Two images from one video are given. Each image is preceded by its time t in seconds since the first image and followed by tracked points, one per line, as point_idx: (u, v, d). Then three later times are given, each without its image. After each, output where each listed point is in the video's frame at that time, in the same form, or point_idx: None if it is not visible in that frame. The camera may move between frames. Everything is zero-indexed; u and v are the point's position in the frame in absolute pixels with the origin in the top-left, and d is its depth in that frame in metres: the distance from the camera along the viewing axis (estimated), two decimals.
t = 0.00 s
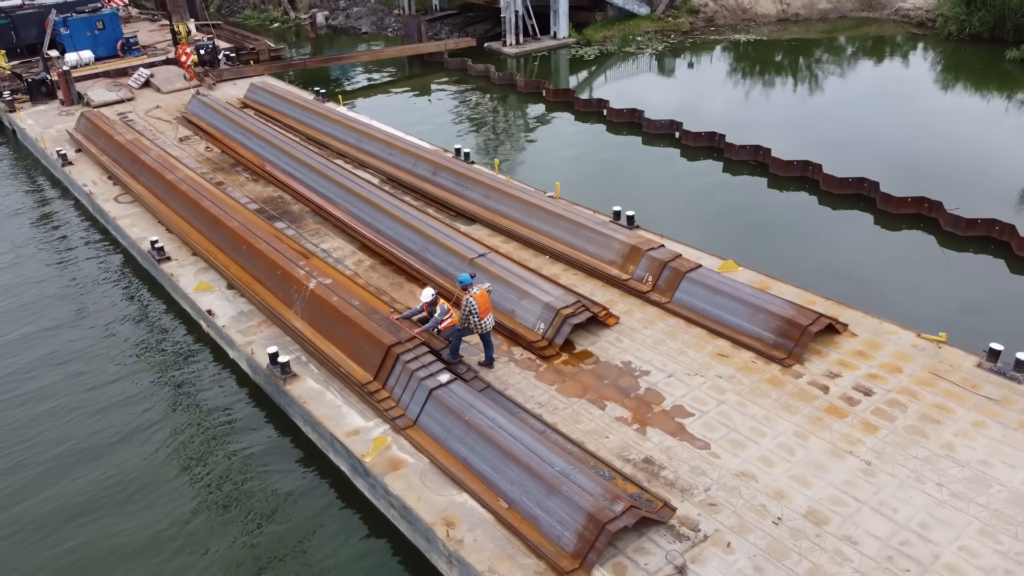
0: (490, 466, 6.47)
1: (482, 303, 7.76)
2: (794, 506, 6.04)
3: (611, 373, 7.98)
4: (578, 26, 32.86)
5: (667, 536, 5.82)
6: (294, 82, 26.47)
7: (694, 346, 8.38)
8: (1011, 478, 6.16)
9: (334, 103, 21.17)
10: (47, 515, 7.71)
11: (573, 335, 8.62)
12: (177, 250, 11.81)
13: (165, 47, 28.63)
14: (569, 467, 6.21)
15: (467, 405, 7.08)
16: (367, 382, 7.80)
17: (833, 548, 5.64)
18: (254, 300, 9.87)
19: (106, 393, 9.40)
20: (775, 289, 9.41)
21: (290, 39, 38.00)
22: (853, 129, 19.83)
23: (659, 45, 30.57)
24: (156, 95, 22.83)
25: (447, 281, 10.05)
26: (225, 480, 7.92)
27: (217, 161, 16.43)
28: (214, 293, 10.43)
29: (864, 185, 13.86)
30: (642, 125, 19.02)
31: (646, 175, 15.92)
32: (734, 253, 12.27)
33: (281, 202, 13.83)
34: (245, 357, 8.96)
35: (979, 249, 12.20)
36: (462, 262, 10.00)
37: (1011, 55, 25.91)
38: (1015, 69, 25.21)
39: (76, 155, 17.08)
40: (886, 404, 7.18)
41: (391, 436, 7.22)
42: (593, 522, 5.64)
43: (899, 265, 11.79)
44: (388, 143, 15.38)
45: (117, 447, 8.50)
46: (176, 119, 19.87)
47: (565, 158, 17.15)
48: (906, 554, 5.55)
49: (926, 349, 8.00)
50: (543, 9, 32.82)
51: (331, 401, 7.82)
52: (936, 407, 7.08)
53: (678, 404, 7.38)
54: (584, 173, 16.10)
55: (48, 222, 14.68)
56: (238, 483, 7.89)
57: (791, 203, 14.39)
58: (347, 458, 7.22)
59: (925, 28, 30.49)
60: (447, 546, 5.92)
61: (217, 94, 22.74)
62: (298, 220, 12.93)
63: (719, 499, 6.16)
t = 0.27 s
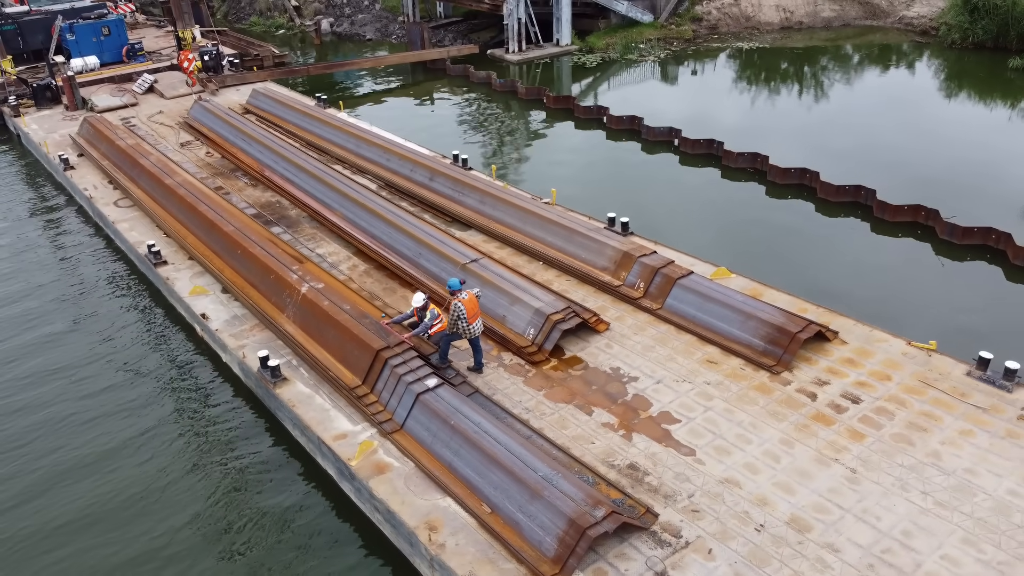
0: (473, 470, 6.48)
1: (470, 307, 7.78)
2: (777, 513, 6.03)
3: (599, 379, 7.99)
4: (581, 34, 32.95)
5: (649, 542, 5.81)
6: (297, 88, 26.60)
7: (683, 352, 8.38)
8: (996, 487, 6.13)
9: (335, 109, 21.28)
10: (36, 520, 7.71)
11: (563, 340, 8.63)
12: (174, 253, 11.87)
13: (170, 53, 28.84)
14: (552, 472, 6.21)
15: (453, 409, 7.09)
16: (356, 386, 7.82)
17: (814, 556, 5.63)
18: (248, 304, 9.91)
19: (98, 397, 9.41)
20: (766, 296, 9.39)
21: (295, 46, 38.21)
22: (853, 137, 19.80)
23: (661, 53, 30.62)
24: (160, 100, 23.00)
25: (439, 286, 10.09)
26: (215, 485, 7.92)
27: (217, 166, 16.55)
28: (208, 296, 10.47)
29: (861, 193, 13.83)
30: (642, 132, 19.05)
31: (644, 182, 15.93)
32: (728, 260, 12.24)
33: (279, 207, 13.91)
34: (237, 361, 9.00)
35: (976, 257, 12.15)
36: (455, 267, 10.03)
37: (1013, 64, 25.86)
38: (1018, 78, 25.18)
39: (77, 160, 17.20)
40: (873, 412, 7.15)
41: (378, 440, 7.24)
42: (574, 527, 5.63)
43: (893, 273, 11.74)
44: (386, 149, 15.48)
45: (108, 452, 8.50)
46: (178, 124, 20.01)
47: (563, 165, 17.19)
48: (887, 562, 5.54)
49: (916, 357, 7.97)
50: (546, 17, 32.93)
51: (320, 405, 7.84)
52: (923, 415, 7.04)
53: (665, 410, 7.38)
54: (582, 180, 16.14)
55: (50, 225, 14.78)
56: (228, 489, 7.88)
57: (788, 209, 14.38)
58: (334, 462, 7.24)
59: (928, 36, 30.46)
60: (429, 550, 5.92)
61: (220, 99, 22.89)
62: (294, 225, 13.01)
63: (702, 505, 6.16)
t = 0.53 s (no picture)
0: (460, 475, 6.49)
1: (461, 313, 7.81)
2: (763, 521, 6.01)
3: (591, 386, 7.99)
4: (588, 42, 33.04)
5: (633, 548, 5.81)
6: (304, 94, 26.79)
7: (676, 360, 8.38)
8: (985, 497, 6.08)
9: (341, 116, 21.44)
10: (30, 523, 7.76)
11: (556, 346, 8.65)
12: (175, 257, 11.97)
13: (179, 59, 29.12)
14: (537, 477, 6.22)
15: (442, 414, 7.10)
16: (347, 390, 7.85)
17: (798, 565, 5.61)
18: (245, 308, 9.98)
19: (96, 402, 9.49)
20: (761, 304, 9.38)
21: (304, 53, 38.50)
22: (857, 146, 19.74)
23: (668, 61, 30.64)
24: (167, 106, 23.23)
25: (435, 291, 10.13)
26: (208, 490, 7.97)
27: (221, 171, 16.71)
28: (207, 300, 10.55)
29: (862, 203, 13.76)
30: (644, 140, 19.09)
31: (645, 189, 15.95)
32: (725, 268, 12.22)
33: (280, 212, 14.01)
34: (232, 364, 9.06)
35: (976, 267, 12.08)
36: (451, 273, 10.07)
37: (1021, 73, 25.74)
38: None
39: (84, 164, 17.38)
40: (864, 421, 7.12)
41: (367, 444, 7.26)
42: (557, 533, 5.64)
43: (890, 283, 11.68)
44: (388, 155, 15.59)
45: (104, 456, 8.57)
46: (185, 129, 20.20)
47: (565, 172, 17.24)
48: (871, 572, 5.51)
49: (909, 366, 7.92)
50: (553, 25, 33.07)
51: (312, 409, 7.88)
52: (914, 425, 7.00)
53: (655, 418, 7.37)
54: (583, 188, 16.18)
55: (56, 229, 14.94)
56: (221, 494, 7.92)
57: (789, 218, 14.35)
58: (324, 465, 7.27)
59: (936, 45, 30.36)
60: (414, 554, 5.94)
61: (227, 105, 23.09)
62: (295, 230, 13.10)
63: (688, 513, 6.15)
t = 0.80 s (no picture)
0: (450, 480, 6.51)
1: (456, 318, 7.84)
2: (751, 530, 6.00)
3: (585, 392, 8.00)
4: (598, 49, 33.08)
5: (620, 555, 5.81)
6: (314, 101, 27.00)
7: (671, 367, 8.37)
8: (977, 509, 6.03)
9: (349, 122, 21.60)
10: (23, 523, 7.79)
11: (552, 352, 8.66)
12: (179, 261, 12.08)
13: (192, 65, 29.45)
14: (526, 482, 6.22)
15: (434, 418, 7.13)
16: (343, 394, 7.90)
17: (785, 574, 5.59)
18: (246, 311, 10.06)
19: (98, 403, 9.56)
20: (760, 312, 9.34)
21: (317, 59, 38.82)
22: (865, 155, 19.62)
23: (678, 69, 30.62)
24: (179, 111, 23.50)
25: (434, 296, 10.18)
26: (203, 493, 7.99)
27: (229, 176, 16.89)
28: (209, 303, 10.64)
29: (867, 212, 13.65)
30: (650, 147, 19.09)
31: (650, 197, 15.95)
32: (725, 275, 12.20)
33: (285, 217, 14.13)
34: (231, 367, 9.14)
35: (981, 277, 11.97)
36: (450, 278, 10.12)
37: None
38: None
39: (95, 168, 17.60)
40: (858, 430, 7.07)
41: (361, 447, 7.30)
42: (543, 539, 5.65)
43: (891, 294, 11.59)
44: (393, 161, 15.69)
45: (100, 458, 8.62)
46: (195, 134, 20.42)
47: (571, 180, 17.27)
48: None
49: (906, 376, 7.85)
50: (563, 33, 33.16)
51: (307, 412, 7.92)
52: (908, 435, 6.95)
53: (648, 425, 7.37)
54: (588, 195, 16.20)
55: (65, 232, 15.12)
56: (214, 498, 7.92)
57: (792, 226, 14.30)
58: (317, 468, 7.31)
59: (948, 55, 30.15)
60: (401, 558, 5.96)
61: (237, 111, 23.32)
62: (299, 235, 13.22)
63: (677, 520, 6.14)
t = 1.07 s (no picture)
0: (441, 484, 6.54)
1: (452, 323, 7.88)
2: (740, 538, 5.98)
3: (580, 399, 8.00)
4: (609, 57, 33.12)
5: (606, 561, 5.81)
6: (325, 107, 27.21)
7: (667, 374, 8.36)
8: (969, 520, 5.98)
9: (358, 128, 21.76)
10: (24, 526, 7.91)
11: (548, 358, 8.67)
12: (184, 264, 12.21)
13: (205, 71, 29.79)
14: (515, 487, 6.24)
15: (427, 422, 7.15)
16: (338, 397, 7.95)
17: None
18: (247, 314, 10.15)
19: (101, 407, 9.68)
20: (759, 320, 9.31)
21: (329, 66, 39.12)
22: (874, 165, 19.49)
23: (688, 77, 30.61)
24: (191, 117, 23.78)
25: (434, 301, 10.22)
26: (200, 498, 8.07)
27: (237, 181, 17.07)
28: (211, 306, 10.74)
29: (872, 221, 13.54)
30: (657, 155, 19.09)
31: (655, 203, 15.95)
32: (725, 282, 12.17)
33: (291, 221, 14.27)
34: (231, 369, 9.22)
35: (986, 288, 11.87)
36: (449, 284, 10.17)
37: None
38: None
39: (106, 172, 17.83)
40: (852, 440, 7.03)
41: (354, 450, 7.34)
42: (529, 544, 5.66)
43: (892, 302, 11.51)
44: (399, 168, 15.80)
45: (101, 462, 8.73)
46: (205, 140, 20.64)
47: (576, 187, 17.30)
48: None
49: (904, 386, 7.77)
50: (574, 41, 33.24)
51: (303, 415, 7.98)
52: (902, 445, 6.89)
53: (641, 432, 7.36)
54: (593, 201, 16.22)
55: (76, 236, 15.33)
56: (212, 504, 7.99)
57: (797, 235, 14.25)
58: (311, 470, 7.36)
59: (962, 64, 29.94)
60: (389, 561, 5.99)
61: (249, 117, 23.57)
62: (303, 240, 13.34)
63: (666, 528, 6.13)
